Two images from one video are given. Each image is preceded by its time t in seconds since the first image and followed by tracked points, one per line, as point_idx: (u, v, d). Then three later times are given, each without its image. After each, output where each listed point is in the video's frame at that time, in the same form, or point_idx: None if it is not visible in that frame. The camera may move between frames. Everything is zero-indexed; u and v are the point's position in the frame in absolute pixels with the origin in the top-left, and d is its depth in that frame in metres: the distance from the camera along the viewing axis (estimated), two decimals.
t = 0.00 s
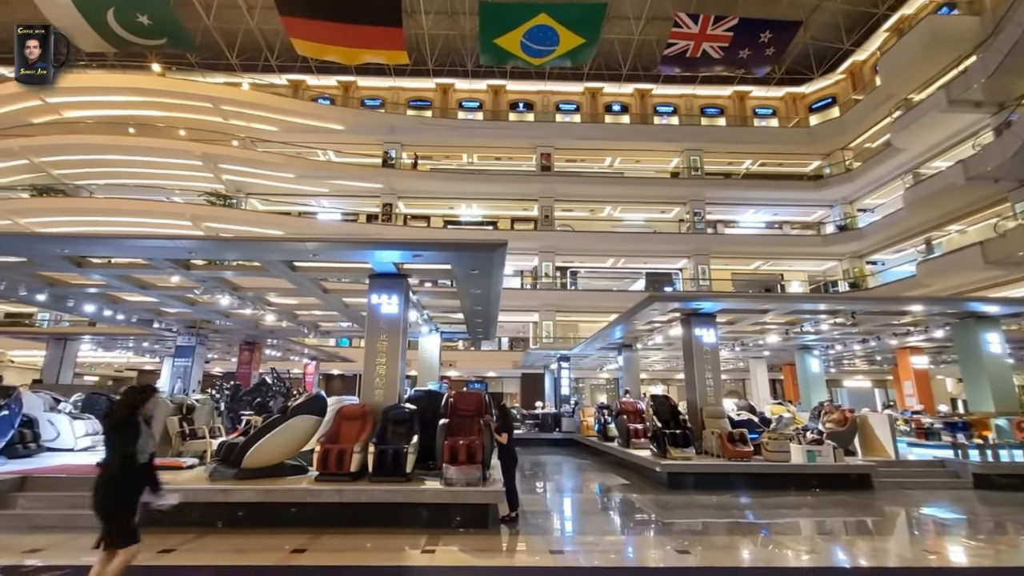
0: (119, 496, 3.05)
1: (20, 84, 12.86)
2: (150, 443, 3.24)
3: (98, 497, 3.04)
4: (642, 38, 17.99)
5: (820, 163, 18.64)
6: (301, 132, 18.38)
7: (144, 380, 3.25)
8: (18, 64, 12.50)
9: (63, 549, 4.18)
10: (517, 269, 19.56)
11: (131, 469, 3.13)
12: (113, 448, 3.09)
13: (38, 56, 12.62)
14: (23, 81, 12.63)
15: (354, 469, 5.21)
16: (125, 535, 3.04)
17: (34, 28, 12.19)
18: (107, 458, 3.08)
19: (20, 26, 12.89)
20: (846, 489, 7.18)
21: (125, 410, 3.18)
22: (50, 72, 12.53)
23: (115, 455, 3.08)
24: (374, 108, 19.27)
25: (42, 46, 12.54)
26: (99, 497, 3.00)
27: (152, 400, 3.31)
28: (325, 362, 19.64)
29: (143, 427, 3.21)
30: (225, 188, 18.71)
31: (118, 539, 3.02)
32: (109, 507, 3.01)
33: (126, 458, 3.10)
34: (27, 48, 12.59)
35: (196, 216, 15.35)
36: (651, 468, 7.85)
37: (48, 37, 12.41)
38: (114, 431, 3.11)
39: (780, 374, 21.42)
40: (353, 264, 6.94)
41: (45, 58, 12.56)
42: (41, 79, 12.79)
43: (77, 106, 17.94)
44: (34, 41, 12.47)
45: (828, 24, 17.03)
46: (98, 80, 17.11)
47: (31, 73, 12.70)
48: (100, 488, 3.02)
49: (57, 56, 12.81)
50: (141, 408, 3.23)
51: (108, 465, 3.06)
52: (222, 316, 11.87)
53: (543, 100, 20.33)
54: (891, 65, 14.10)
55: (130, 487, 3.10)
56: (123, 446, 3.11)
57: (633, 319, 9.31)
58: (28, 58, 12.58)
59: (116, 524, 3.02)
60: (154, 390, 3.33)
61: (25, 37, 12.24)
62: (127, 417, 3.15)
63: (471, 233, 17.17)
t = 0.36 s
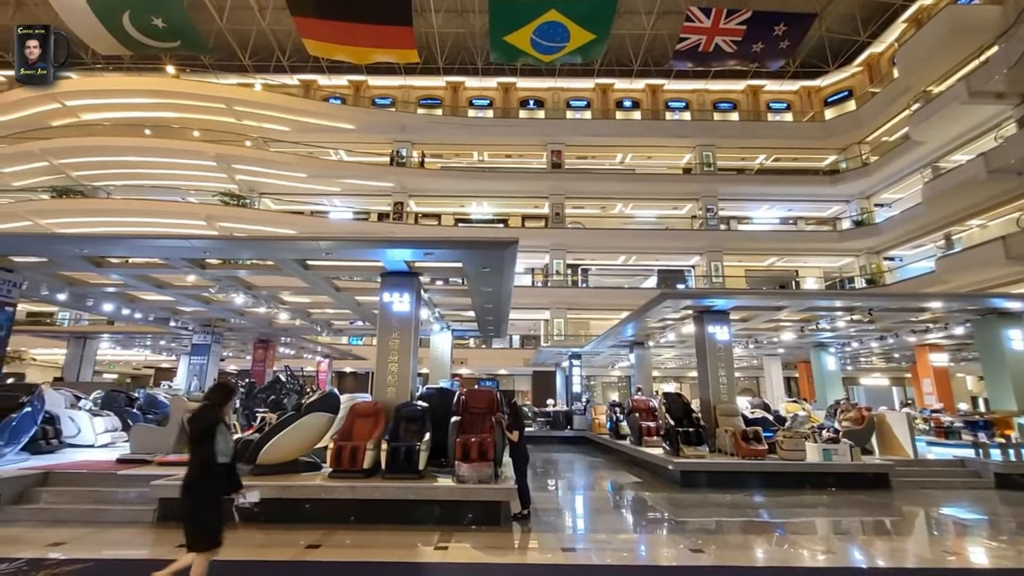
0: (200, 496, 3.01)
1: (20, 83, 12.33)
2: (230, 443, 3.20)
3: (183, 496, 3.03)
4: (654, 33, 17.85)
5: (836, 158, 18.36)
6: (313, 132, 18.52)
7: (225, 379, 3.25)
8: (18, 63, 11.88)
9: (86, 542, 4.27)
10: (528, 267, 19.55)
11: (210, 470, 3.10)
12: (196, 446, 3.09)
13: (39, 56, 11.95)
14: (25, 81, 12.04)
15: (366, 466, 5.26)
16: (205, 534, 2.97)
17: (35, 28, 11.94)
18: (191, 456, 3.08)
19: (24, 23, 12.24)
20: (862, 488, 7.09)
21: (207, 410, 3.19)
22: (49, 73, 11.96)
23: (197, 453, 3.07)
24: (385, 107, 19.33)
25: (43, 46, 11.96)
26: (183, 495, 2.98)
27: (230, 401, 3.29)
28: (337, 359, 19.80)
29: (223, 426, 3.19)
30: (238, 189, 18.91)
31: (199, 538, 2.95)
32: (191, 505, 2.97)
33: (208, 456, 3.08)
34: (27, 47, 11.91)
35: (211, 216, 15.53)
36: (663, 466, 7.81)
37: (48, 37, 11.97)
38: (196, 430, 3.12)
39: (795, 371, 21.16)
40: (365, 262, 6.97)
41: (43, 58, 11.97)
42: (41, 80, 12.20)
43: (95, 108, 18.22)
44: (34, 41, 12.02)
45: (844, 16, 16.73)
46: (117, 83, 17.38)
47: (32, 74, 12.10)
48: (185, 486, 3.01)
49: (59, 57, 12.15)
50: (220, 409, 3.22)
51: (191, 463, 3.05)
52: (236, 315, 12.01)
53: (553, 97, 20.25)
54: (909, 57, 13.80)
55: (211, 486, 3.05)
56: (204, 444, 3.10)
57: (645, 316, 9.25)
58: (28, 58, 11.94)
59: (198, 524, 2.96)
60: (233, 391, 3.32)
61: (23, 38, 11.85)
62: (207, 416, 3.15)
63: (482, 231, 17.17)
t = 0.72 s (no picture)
0: (285, 498, 2.98)
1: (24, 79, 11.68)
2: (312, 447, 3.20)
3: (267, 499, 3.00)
4: (669, 28, 17.68)
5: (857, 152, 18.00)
6: (328, 133, 18.72)
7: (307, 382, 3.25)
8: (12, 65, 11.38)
9: (112, 537, 4.37)
10: (542, 266, 19.53)
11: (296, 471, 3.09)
12: (279, 449, 3.07)
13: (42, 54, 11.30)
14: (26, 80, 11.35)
15: (383, 464, 5.29)
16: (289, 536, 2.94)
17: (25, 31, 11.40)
18: (274, 458, 3.06)
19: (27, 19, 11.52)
20: (885, 488, 6.94)
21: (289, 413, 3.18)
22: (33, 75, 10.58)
23: (281, 455, 3.04)
24: (399, 107, 19.47)
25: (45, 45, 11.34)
26: (269, 497, 2.95)
27: (309, 404, 3.28)
28: (354, 358, 19.99)
29: (306, 428, 3.18)
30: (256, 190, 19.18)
31: (284, 540, 2.92)
32: (277, 504, 2.96)
33: (292, 458, 3.06)
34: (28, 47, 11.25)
35: (229, 217, 15.77)
36: (680, 465, 7.73)
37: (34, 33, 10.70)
38: (281, 432, 3.12)
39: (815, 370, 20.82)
40: (381, 262, 7.02)
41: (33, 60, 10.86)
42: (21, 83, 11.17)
43: (117, 113, 18.63)
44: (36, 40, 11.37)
45: (864, 6, 16.36)
46: (139, 87, 17.75)
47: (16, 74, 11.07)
48: (270, 488, 2.98)
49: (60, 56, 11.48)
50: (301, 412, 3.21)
51: (273, 466, 3.02)
52: (255, 314, 12.18)
53: (567, 94, 20.19)
54: (934, 47, 13.42)
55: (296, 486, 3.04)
56: (288, 446, 3.08)
57: (661, 314, 9.17)
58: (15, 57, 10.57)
59: (283, 525, 2.93)
60: (313, 395, 3.32)
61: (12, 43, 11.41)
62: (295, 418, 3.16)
63: (496, 230, 17.16)
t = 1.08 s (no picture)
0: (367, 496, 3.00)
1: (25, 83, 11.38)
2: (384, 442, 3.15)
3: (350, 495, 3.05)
4: (683, 23, 17.48)
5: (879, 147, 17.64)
6: (343, 134, 18.89)
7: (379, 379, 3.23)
8: (18, 64, 10.86)
9: (137, 533, 4.46)
10: (557, 265, 19.48)
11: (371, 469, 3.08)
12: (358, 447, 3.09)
13: (40, 56, 10.90)
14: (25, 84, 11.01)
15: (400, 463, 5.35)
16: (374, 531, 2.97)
17: (36, 26, 10.80)
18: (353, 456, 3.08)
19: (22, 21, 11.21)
20: (910, 490, 6.79)
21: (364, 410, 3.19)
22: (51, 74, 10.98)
23: (360, 453, 3.06)
24: (413, 108, 19.57)
25: (44, 45, 10.92)
26: (351, 495, 2.98)
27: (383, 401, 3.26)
28: (369, 358, 20.15)
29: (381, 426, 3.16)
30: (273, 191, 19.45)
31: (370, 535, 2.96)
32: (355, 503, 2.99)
33: (370, 455, 3.08)
34: (27, 48, 10.86)
35: (247, 219, 15.99)
36: (698, 465, 7.65)
37: (49, 37, 10.88)
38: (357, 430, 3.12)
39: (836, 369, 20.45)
40: (396, 262, 7.06)
41: (44, 59, 10.95)
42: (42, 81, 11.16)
43: (138, 118, 19.00)
44: (35, 41, 10.92)
45: None
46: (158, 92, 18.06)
47: (32, 75, 11.06)
48: (352, 485, 3.01)
49: (60, 58, 11.17)
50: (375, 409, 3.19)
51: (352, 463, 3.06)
52: (273, 315, 12.35)
53: (580, 92, 20.10)
54: (959, 37, 13.02)
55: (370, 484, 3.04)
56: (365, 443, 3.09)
57: (678, 313, 9.07)
58: (27, 59, 10.83)
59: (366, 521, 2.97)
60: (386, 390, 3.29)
61: (22, 36, 10.71)
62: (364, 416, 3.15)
63: (511, 229, 17.16)
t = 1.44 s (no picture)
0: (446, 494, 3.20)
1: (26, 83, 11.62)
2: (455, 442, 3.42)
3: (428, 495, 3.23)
4: (698, 17, 17.27)
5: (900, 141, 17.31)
6: (356, 133, 19.04)
7: (449, 381, 3.53)
8: (19, 65, 11.29)
9: (158, 527, 4.55)
10: (569, 262, 19.43)
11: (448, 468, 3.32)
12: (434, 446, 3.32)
13: (40, 56, 11.31)
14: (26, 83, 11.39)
15: (414, 459, 5.37)
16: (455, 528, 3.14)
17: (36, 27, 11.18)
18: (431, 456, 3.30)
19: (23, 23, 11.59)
20: (932, 491, 6.67)
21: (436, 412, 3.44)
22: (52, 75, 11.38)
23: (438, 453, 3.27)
24: (425, 106, 19.64)
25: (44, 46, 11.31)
26: (432, 495, 3.17)
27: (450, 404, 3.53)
28: (383, 355, 20.29)
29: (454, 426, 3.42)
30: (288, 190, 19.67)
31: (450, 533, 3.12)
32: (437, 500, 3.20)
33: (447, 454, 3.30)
34: (27, 48, 11.26)
35: (263, 218, 16.20)
36: (714, 464, 7.59)
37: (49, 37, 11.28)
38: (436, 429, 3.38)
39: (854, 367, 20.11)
40: (410, 260, 7.09)
41: (44, 59, 11.39)
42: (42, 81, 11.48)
43: (156, 119, 19.33)
44: (35, 42, 11.31)
45: None
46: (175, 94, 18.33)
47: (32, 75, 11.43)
48: (431, 486, 3.20)
49: (59, 57, 11.56)
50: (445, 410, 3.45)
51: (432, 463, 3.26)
52: (289, 313, 12.50)
53: (592, 88, 20.00)
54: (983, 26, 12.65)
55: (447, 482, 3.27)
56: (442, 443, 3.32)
57: (693, 311, 8.99)
58: (28, 59, 11.26)
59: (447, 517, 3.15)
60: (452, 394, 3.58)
61: (22, 37, 11.16)
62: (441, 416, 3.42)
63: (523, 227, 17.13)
